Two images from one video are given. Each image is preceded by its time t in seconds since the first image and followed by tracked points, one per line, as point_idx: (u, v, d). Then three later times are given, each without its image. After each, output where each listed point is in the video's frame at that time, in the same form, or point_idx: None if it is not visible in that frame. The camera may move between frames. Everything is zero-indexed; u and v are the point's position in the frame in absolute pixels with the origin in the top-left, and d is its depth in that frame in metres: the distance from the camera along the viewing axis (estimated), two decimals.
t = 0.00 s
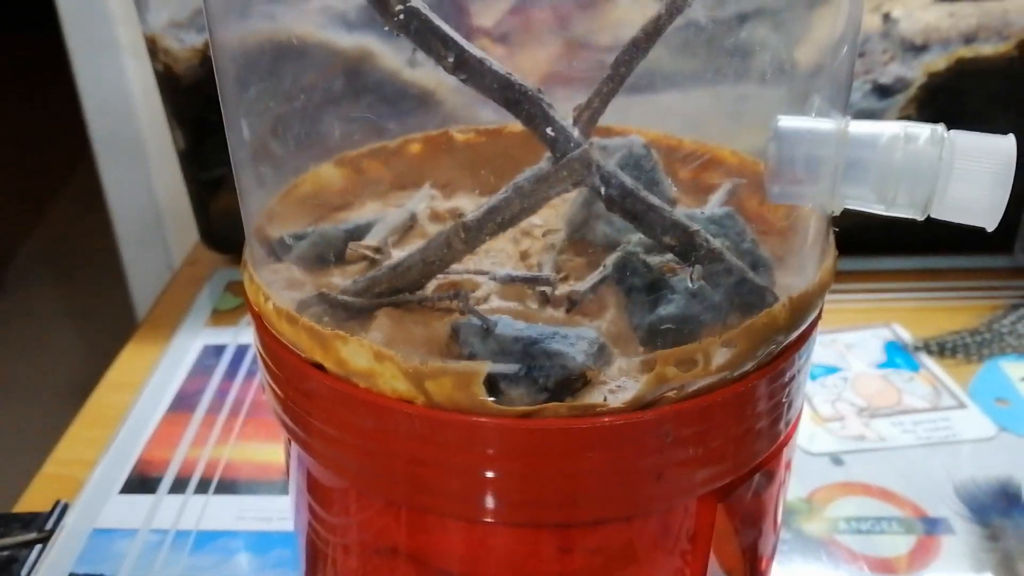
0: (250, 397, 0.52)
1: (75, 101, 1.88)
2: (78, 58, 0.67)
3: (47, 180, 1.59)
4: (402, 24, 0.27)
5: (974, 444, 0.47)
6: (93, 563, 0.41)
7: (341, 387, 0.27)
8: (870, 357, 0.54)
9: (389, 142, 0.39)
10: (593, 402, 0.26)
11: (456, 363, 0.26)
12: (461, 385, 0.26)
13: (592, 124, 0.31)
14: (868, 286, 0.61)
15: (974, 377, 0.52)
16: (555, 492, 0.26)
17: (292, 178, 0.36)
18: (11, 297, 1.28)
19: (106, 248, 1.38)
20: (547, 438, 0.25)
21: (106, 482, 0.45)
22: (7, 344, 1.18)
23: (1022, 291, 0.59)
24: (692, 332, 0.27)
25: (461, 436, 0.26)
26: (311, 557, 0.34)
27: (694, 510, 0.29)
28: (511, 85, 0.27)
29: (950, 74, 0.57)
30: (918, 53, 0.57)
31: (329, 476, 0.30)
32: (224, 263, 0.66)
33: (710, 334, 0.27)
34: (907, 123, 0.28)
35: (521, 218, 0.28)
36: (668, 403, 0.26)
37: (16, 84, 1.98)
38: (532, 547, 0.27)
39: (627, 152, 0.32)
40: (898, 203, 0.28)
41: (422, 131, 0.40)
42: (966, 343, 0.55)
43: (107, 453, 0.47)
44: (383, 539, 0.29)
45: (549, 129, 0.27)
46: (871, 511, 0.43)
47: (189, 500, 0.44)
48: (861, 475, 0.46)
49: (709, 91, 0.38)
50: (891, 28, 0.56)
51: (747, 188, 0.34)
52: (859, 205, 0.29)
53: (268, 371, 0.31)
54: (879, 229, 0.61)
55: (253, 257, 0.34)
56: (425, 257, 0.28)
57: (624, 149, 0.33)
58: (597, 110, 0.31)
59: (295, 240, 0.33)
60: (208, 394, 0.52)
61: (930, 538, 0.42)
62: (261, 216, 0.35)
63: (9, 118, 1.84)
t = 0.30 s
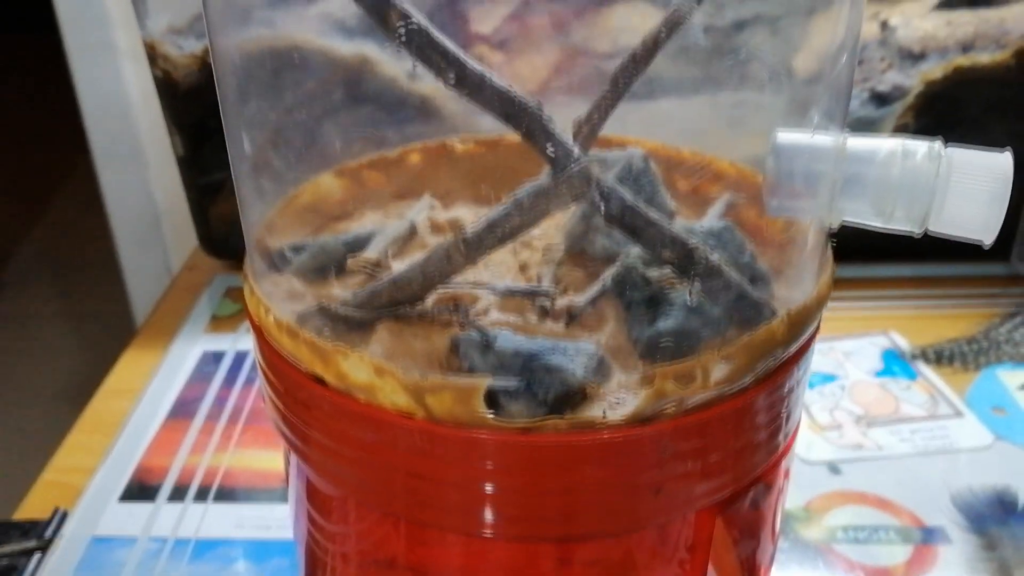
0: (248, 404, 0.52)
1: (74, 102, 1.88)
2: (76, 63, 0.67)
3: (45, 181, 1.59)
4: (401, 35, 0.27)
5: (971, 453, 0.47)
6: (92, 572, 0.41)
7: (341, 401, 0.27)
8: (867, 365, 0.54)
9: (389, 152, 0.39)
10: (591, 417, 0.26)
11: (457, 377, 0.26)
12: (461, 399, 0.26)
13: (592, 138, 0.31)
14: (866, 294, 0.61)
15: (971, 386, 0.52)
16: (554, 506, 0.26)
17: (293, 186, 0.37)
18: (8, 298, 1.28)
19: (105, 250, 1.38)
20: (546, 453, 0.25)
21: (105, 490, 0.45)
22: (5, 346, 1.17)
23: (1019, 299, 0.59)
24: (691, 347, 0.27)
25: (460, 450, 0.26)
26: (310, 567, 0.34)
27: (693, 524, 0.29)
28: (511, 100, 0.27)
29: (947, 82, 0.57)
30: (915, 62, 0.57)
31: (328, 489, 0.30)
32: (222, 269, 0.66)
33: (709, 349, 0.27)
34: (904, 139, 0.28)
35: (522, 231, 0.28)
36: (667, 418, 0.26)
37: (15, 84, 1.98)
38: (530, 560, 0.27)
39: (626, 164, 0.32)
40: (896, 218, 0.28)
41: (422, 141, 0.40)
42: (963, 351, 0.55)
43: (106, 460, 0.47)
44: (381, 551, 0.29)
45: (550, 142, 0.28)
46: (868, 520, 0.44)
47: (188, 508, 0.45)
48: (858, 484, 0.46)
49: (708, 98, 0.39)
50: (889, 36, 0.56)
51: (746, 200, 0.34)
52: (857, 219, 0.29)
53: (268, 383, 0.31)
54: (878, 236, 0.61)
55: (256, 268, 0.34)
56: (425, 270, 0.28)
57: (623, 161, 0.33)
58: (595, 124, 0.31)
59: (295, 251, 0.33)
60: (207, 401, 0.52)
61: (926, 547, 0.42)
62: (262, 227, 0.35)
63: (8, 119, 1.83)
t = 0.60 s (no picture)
0: (250, 417, 0.52)
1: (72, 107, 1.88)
2: (79, 75, 0.67)
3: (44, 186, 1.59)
4: (405, 59, 0.28)
5: (968, 468, 0.48)
6: None
7: (345, 422, 0.27)
8: (865, 380, 0.54)
9: (391, 169, 0.39)
10: (593, 439, 0.26)
11: (459, 400, 0.26)
12: (464, 421, 0.26)
13: (592, 161, 0.32)
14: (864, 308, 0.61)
15: (969, 400, 0.53)
16: (555, 526, 0.26)
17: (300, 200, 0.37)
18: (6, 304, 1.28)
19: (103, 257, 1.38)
20: (548, 475, 0.25)
21: (108, 504, 0.46)
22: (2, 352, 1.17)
23: (1016, 313, 0.60)
24: (691, 371, 0.27)
25: (462, 472, 0.26)
26: None
27: (692, 543, 0.29)
28: (513, 124, 0.28)
29: (945, 98, 0.58)
30: (914, 77, 0.57)
31: (332, 507, 0.31)
32: (224, 281, 0.67)
33: (709, 372, 0.27)
34: (901, 164, 0.29)
35: (523, 253, 0.28)
36: (668, 440, 0.26)
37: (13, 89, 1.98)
38: None
39: (626, 185, 0.33)
40: (893, 242, 0.29)
41: (425, 159, 0.41)
42: (960, 366, 0.55)
43: (109, 473, 0.48)
44: (383, 568, 0.30)
45: (551, 167, 0.28)
46: (866, 535, 0.44)
47: (191, 522, 0.45)
48: (856, 499, 0.46)
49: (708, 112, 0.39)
50: (887, 51, 0.57)
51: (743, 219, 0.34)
52: (854, 243, 0.30)
53: (273, 402, 0.31)
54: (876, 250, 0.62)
55: (261, 286, 0.34)
56: (428, 291, 0.28)
57: (624, 182, 0.33)
58: (596, 147, 0.32)
59: (300, 271, 0.34)
60: (209, 414, 0.52)
61: (924, 562, 0.42)
62: (267, 245, 0.36)
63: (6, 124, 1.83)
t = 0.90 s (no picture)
0: (253, 430, 0.52)
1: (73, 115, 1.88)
2: (82, 88, 0.68)
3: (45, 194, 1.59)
4: (412, 82, 0.28)
5: (968, 480, 0.48)
6: None
7: (350, 441, 0.28)
8: (865, 392, 0.55)
9: (395, 186, 0.40)
10: (595, 458, 0.26)
11: (463, 420, 0.27)
12: (468, 441, 0.26)
13: (592, 184, 0.32)
14: (864, 319, 0.61)
15: (969, 412, 0.53)
16: (557, 545, 0.27)
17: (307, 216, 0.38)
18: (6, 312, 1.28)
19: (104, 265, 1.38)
20: (550, 493, 0.26)
21: (112, 517, 0.46)
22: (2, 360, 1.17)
23: (1016, 325, 0.60)
24: (691, 391, 0.27)
25: (466, 491, 0.26)
26: None
27: (694, 560, 0.29)
28: (516, 146, 0.28)
29: (944, 111, 0.58)
30: (912, 91, 0.58)
31: (335, 523, 0.31)
32: (226, 292, 0.67)
33: (710, 392, 0.28)
34: (900, 185, 0.30)
35: (525, 273, 0.29)
36: (669, 459, 0.27)
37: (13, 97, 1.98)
38: None
39: (627, 204, 0.33)
40: (892, 261, 0.29)
41: (428, 175, 0.41)
42: (960, 378, 0.55)
43: (113, 486, 0.48)
44: None
45: (553, 190, 0.28)
46: (866, 548, 0.44)
47: (194, 535, 0.45)
48: (857, 512, 0.46)
49: (707, 125, 0.38)
50: (886, 64, 0.57)
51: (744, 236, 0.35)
52: (853, 260, 0.31)
53: (278, 419, 0.32)
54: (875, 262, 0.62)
55: (266, 303, 0.35)
56: (432, 309, 0.29)
57: (625, 201, 0.33)
58: (597, 167, 0.32)
59: (304, 288, 0.34)
60: (212, 427, 0.53)
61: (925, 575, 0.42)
62: (272, 263, 0.36)
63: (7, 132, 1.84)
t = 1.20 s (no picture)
0: (257, 442, 0.52)
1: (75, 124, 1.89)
2: (87, 100, 0.68)
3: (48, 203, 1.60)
4: (418, 103, 0.29)
5: (970, 491, 0.48)
6: None
7: (355, 456, 0.28)
8: (867, 404, 0.55)
9: (399, 202, 0.40)
10: (598, 475, 0.26)
11: (467, 436, 0.27)
12: (471, 458, 0.27)
13: (594, 201, 0.32)
14: (865, 331, 0.62)
15: (970, 424, 0.53)
16: (560, 559, 0.27)
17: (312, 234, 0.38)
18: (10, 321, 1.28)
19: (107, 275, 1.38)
20: (553, 509, 0.26)
21: (117, 528, 0.46)
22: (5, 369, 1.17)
23: (1016, 336, 0.60)
24: (693, 408, 0.28)
25: (470, 507, 0.27)
26: None
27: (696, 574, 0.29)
28: (519, 164, 0.29)
29: (944, 123, 0.58)
30: (913, 102, 0.58)
31: (340, 536, 0.31)
32: (230, 304, 0.67)
33: (712, 409, 0.28)
34: (900, 203, 0.30)
35: (529, 290, 0.29)
36: (672, 474, 0.27)
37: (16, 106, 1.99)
38: None
39: (629, 220, 0.33)
40: (891, 278, 0.30)
41: (432, 190, 0.41)
42: (962, 389, 0.56)
43: (118, 497, 0.48)
44: None
45: (556, 209, 0.29)
46: (869, 560, 0.44)
47: (199, 546, 0.45)
48: (858, 523, 0.46)
49: (708, 137, 0.39)
50: (887, 76, 0.57)
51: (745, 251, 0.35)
52: (854, 277, 0.31)
53: (283, 434, 0.32)
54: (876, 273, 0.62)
55: (271, 319, 0.35)
56: (436, 326, 0.29)
57: (626, 216, 0.34)
58: (599, 185, 0.32)
59: (309, 303, 0.34)
60: (216, 439, 0.53)
61: None
62: (277, 278, 0.36)
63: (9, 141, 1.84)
